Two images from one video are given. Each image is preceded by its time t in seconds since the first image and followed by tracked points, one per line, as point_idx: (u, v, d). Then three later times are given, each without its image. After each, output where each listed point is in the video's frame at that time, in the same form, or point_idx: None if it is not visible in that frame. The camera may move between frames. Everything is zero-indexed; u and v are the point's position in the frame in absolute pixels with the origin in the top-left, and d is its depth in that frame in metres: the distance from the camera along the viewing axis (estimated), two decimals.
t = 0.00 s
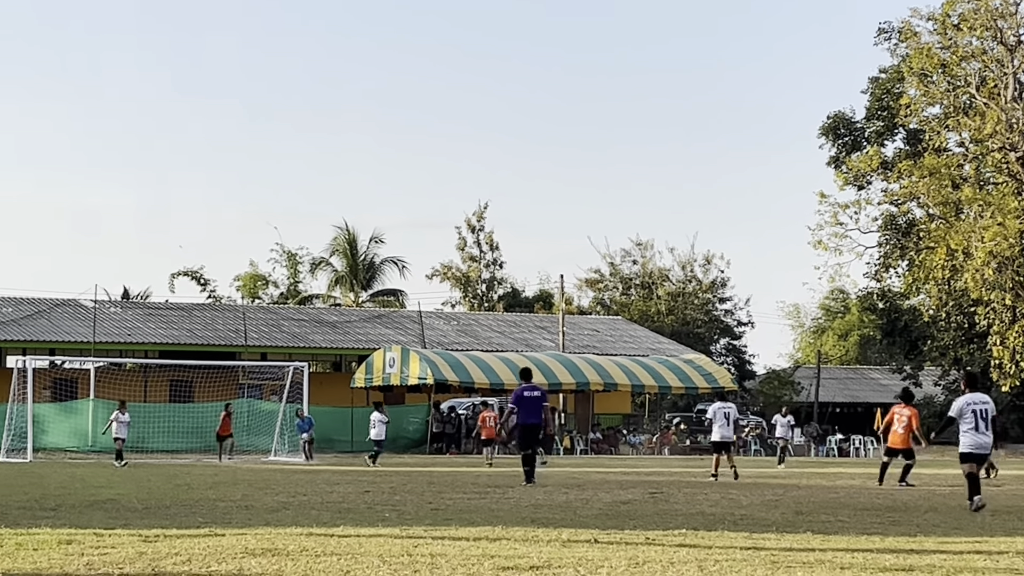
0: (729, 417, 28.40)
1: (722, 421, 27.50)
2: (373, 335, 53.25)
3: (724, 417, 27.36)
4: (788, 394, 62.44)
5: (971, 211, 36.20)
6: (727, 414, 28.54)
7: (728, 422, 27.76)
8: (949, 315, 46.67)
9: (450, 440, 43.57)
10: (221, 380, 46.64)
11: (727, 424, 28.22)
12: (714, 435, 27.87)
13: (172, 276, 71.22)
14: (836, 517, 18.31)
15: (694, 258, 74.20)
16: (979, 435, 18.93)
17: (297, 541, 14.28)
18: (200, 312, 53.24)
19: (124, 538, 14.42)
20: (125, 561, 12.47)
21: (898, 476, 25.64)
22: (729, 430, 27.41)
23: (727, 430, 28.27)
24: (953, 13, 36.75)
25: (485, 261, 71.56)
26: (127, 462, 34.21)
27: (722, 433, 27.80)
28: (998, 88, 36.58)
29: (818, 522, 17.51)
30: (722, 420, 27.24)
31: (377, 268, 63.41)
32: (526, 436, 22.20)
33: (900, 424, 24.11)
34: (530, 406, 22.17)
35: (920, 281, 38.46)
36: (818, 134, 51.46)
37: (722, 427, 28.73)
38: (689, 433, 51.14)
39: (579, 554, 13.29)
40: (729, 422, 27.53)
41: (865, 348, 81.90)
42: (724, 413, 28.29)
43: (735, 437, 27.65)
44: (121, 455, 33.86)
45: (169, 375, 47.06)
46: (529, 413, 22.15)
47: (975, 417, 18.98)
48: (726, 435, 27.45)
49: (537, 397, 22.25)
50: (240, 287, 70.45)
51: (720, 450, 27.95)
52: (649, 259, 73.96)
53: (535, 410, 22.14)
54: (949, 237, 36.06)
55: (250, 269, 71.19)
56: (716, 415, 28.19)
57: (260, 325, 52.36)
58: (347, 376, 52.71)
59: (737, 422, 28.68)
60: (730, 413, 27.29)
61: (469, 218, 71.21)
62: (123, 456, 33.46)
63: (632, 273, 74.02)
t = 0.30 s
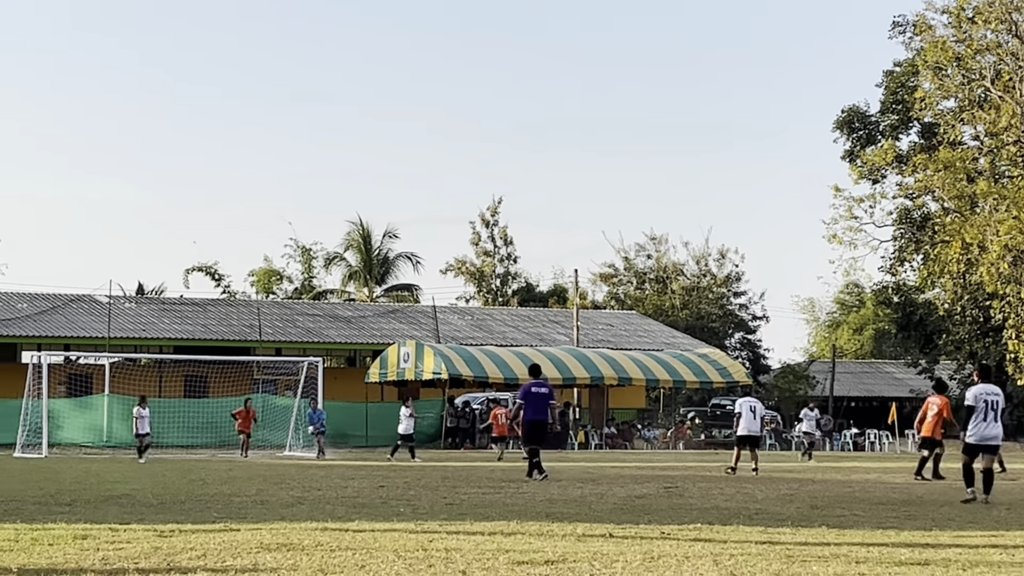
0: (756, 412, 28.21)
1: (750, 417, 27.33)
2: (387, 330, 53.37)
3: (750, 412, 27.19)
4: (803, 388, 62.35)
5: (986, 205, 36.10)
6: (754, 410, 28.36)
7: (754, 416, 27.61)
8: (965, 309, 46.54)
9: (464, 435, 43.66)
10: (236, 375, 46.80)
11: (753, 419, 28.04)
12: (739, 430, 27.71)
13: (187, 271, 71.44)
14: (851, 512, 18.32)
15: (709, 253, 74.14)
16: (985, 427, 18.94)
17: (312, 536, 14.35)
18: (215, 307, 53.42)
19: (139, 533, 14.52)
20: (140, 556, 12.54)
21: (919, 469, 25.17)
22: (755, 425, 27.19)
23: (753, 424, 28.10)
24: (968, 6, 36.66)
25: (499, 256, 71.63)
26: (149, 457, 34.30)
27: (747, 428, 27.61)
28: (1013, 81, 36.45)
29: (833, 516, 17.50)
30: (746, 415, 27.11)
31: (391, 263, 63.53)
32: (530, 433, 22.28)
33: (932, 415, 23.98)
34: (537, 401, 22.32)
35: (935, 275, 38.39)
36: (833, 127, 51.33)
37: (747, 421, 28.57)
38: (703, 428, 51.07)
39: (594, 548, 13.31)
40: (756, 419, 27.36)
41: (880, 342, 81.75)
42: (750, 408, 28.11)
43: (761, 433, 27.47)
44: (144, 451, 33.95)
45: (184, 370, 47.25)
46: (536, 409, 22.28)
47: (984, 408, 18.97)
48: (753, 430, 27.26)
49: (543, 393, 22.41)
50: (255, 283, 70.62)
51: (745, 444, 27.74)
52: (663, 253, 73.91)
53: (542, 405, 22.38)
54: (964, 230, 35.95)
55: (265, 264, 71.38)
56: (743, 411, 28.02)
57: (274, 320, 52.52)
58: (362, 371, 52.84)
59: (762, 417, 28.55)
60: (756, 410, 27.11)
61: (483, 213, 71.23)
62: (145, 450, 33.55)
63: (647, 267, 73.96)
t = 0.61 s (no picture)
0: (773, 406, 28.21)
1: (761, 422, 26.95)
2: (396, 324, 53.48)
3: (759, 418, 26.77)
4: (812, 382, 62.35)
5: (996, 199, 36.06)
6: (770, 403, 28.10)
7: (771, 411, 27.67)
8: (974, 303, 46.50)
9: (474, 429, 43.78)
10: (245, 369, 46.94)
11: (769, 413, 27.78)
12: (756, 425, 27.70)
13: (197, 266, 71.63)
14: (860, 505, 18.36)
15: (718, 247, 74.12)
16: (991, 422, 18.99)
17: (322, 529, 14.45)
18: (224, 301, 53.56)
19: (150, 526, 14.63)
20: (152, 549, 12.66)
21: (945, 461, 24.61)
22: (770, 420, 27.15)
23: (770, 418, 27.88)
24: None
25: (508, 250, 71.71)
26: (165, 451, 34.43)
27: (761, 422, 27.42)
28: (1022, 75, 36.40)
29: (842, 510, 17.57)
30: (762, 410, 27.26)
31: (401, 257, 63.63)
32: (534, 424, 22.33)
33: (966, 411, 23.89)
34: (543, 393, 22.44)
35: (945, 269, 38.42)
36: (842, 121, 51.26)
37: (765, 414, 28.60)
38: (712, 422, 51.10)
39: (605, 542, 13.39)
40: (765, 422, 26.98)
41: (890, 336, 81.66)
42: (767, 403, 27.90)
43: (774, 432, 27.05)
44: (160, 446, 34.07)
45: (194, 364, 47.41)
46: (542, 401, 22.43)
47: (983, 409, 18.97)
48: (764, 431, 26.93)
49: (547, 386, 22.47)
50: (264, 277, 70.79)
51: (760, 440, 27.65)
52: (672, 247, 73.89)
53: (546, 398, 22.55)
54: (974, 225, 35.91)
55: (274, 258, 71.54)
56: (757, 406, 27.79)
57: (284, 314, 52.66)
58: (371, 364, 52.97)
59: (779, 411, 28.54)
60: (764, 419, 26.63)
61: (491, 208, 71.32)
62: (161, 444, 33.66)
63: (656, 261, 73.97)
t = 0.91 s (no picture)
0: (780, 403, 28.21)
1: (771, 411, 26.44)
2: (395, 320, 53.48)
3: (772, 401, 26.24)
4: (811, 378, 62.38)
5: (995, 195, 36.09)
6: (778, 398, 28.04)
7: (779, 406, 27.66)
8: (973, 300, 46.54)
9: (472, 426, 43.83)
10: (244, 365, 46.93)
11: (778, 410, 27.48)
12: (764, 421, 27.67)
13: (195, 262, 71.61)
14: (859, 502, 18.36)
15: (717, 243, 74.11)
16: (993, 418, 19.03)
17: (320, 525, 14.45)
18: (222, 298, 53.56)
19: (149, 522, 14.62)
20: (150, 545, 12.65)
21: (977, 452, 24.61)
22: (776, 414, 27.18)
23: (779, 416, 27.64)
24: None
25: (507, 246, 71.71)
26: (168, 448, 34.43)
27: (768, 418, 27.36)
28: (1022, 72, 36.42)
29: (842, 506, 17.57)
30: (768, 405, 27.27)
31: (399, 254, 63.59)
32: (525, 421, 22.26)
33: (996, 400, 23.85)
34: (533, 389, 22.43)
35: (944, 265, 38.47)
36: (841, 118, 51.26)
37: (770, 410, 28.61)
38: (711, 419, 51.09)
39: (603, 538, 13.38)
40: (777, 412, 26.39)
41: (889, 333, 81.72)
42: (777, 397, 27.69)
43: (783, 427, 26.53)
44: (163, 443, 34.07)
45: (192, 361, 47.41)
46: (532, 397, 22.42)
47: (978, 401, 19.08)
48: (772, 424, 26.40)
49: (536, 381, 22.45)
50: (263, 273, 70.78)
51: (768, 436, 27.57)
52: (671, 244, 73.88)
53: (537, 393, 22.56)
54: (973, 221, 35.93)
55: (273, 254, 71.51)
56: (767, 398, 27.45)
57: (283, 310, 52.65)
58: (370, 361, 52.99)
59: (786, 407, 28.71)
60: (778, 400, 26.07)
61: (490, 204, 71.33)
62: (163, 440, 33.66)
63: (654, 258, 73.93)
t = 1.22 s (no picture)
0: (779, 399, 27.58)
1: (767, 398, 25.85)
2: (383, 316, 53.41)
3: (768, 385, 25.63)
4: (799, 375, 62.47)
5: (983, 192, 36.17)
6: (779, 394, 27.49)
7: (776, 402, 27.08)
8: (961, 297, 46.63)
9: (460, 422, 43.79)
10: (232, 360, 46.83)
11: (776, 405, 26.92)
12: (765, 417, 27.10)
13: (183, 257, 71.42)
14: (847, 499, 18.36)
15: (705, 240, 74.13)
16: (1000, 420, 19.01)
17: (309, 521, 14.40)
18: (210, 293, 53.41)
19: (137, 518, 14.55)
20: (138, 540, 12.59)
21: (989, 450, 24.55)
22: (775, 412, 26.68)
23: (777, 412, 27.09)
24: None
25: (496, 242, 71.65)
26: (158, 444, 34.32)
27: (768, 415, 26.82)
28: (1010, 68, 36.47)
29: (829, 503, 17.56)
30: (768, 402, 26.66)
31: (387, 250, 63.48)
32: (513, 422, 22.31)
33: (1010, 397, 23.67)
34: (516, 384, 22.39)
35: (931, 262, 38.55)
36: (830, 115, 51.27)
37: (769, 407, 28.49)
38: (698, 415, 51.09)
39: (591, 534, 13.36)
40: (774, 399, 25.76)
41: (876, 330, 81.87)
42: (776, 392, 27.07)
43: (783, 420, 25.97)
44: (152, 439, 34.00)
45: (180, 356, 47.29)
46: (515, 393, 22.39)
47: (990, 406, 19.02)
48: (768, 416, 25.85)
49: (518, 377, 22.36)
50: (251, 269, 70.61)
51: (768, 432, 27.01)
52: (660, 240, 73.86)
53: (523, 387, 22.50)
54: (961, 218, 35.99)
55: (261, 250, 71.33)
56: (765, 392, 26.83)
57: (271, 306, 52.52)
58: (358, 357, 52.91)
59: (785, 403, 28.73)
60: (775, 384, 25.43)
61: (479, 200, 71.25)
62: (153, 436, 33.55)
63: (643, 254, 73.93)
